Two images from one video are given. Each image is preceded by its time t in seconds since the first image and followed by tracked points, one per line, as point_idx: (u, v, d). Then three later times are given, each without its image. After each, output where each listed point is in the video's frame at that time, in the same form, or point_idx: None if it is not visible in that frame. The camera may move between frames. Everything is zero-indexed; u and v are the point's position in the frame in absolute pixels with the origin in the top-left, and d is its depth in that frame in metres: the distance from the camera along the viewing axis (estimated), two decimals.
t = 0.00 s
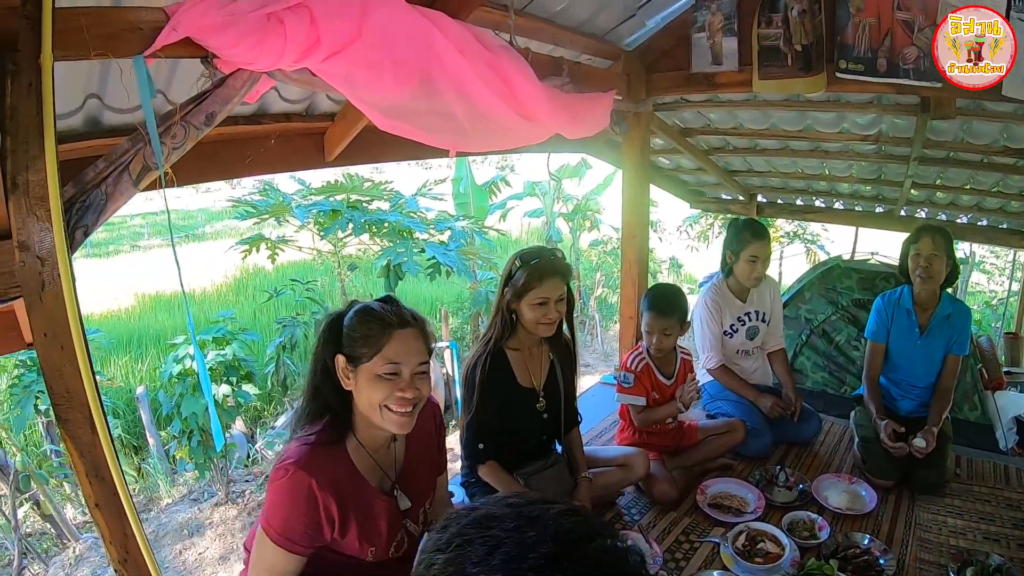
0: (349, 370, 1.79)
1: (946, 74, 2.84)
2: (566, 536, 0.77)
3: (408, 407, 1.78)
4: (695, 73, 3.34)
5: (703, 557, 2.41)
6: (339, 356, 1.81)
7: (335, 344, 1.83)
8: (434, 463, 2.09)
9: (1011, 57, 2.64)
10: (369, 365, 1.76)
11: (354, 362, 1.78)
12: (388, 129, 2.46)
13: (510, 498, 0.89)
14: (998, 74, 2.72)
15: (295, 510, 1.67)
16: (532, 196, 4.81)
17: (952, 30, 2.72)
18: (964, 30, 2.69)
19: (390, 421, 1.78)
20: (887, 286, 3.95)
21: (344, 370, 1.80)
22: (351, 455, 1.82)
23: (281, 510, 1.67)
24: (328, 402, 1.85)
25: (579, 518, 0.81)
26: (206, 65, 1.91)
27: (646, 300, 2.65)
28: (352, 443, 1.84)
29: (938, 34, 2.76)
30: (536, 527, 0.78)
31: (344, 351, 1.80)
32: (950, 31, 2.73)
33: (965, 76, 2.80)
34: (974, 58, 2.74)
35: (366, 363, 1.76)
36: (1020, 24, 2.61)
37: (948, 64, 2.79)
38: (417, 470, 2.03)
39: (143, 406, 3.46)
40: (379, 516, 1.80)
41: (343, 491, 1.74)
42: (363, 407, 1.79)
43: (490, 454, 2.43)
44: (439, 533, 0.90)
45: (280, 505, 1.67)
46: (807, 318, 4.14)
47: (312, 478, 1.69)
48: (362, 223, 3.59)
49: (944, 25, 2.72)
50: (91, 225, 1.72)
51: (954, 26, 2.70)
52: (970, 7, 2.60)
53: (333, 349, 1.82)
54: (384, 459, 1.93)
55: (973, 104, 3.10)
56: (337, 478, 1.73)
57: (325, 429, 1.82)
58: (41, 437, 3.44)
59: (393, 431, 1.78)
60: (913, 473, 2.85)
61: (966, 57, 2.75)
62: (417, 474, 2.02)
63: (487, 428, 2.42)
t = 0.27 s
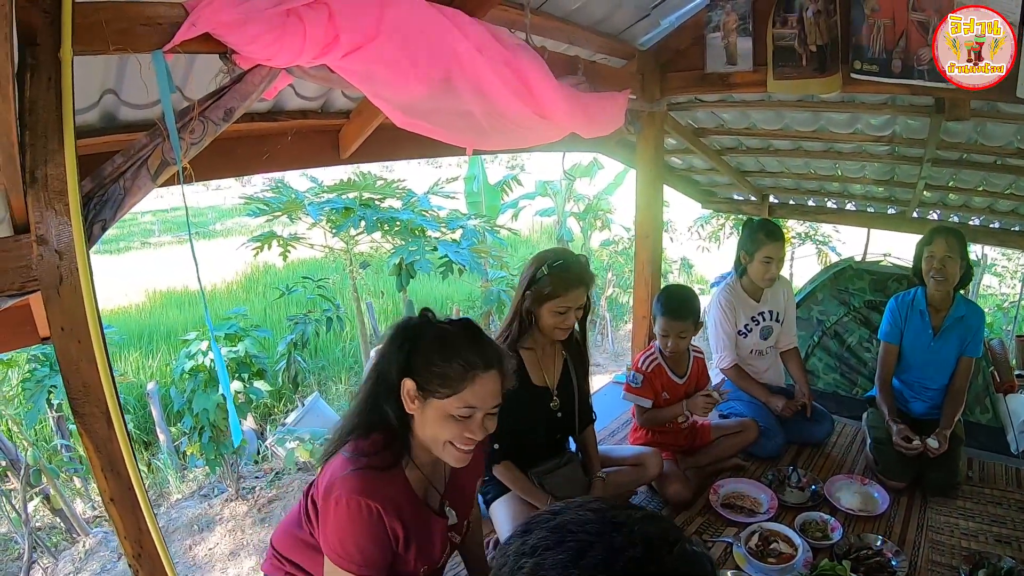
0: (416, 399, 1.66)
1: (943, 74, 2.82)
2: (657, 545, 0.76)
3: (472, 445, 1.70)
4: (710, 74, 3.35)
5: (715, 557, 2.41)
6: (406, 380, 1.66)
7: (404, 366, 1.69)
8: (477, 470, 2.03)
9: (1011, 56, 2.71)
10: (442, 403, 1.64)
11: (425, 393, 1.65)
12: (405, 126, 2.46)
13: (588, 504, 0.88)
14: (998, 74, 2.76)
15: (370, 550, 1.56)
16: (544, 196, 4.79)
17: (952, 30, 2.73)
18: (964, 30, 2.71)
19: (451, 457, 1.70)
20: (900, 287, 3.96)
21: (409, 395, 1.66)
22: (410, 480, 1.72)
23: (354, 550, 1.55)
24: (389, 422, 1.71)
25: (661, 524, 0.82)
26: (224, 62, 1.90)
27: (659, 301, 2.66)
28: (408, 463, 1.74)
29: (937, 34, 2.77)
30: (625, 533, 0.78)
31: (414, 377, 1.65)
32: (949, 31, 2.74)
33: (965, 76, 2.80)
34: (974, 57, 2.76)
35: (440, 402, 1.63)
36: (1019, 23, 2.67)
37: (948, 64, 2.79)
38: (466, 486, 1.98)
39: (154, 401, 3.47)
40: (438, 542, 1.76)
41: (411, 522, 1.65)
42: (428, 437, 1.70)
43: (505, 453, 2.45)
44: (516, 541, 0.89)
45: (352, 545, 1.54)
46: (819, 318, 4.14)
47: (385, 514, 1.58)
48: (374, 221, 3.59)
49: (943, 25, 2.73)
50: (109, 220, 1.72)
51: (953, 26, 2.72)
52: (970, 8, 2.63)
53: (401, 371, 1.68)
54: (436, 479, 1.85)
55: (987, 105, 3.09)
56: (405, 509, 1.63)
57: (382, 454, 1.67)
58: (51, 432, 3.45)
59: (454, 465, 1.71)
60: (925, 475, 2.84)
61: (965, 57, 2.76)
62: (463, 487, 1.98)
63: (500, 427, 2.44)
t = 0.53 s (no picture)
0: (478, 422, 1.65)
1: (944, 75, 2.77)
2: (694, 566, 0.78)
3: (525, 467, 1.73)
4: (724, 72, 3.33)
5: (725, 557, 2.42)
6: (470, 402, 1.65)
7: (471, 387, 1.67)
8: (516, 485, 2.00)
9: (1011, 56, 2.69)
10: (508, 433, 1.63)
11: (489, 419, 1.65)
12: (419, 121, 2.46)
13: (623, 520, 0.88)
14: (998, 73, 2.78)
15: (401, 562, 1.55)
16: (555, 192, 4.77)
17: (952, 30, 2.66)
18: (964, 30, 2.63)
19: (502, 479, 1.73)
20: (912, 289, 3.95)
21: (472, 418, 1.66)
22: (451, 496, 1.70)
23: (384, 562, 1.53)
24: (444, 438, 1.68)
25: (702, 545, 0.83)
26: (240, 54, 1.91)
27: (670, 300, 2.65)
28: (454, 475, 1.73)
29: (938, 34, 2.72)
30: (661, 555, 0.79)
31: (480, 402, 1.64)
32: (949, 31, 2.67)
33: (965, 76, 2.77)
34: (974, 58, 2.71)
35: (507, 432, 1.63)
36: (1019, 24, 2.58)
37: (947, 65, 2.73)
38: (503, 496, 1.99)
39: (162, 393, 3.50)
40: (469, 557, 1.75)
41: (446, 538, 1.63)
42: (485, 460, 1.71)
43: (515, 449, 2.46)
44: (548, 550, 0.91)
45: (384, 559, 1.53)
46: (831, 319, 4.13)
47: (421, 531, 1.56)
48: (385, 215, 3.59)
49: (944, 25, 2.67)
50: (122, 212, 1.72)
51: (954, 26, 2.64)
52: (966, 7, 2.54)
53: (468, 391, 1.67)
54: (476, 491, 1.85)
55: (1002, 107, 3.07)
56: (443, 523, 1.61)
57: (424, 469, 1.64)
58: (60, 422, 3.49)
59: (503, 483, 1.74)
60: (936, 477, 2.83)
61: (965, 57, 2.71)
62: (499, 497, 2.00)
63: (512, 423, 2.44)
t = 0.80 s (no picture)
0: (472, 417, 1.67)
1: (945, 76, 2.76)
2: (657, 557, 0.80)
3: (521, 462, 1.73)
4: (734, 70, 3.32)
5: (729, 555, 2.42)
6: (466, 398, 1.66)
7: (465, 383, 1.69)
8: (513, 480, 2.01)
9: (1010, 56, 2.74)
10: (502, 427, 1.64)
11: (484, 415, 1.66)
12: (427, 116, 2.46)
13: (591, 518, 0.89)
14: (997, 74, 2.81)
15: (400, 558, 1.55)
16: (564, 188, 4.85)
17: (952, 30, 2.68)
18: (963, 30, 2.67)
19: (499, 473, 1.74)
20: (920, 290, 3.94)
21: (466, 414, 1.67)
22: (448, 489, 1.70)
23: (383, 559, 1.53)
24: (439, 430, 1.68)
25: (663, 544, 0.83)
26: (250, 49, 1.92)
27: (677, 298, 2.65)
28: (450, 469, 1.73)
29: (937, 33, 2.73)
30: (624, 558, 0.79)
31: (474, 397, 1.65)
32: (949, 31, 2.69)
33: (965, 77, 2.76)
34: (974, 58, 2.74)
35: (502, 426, 1.64)
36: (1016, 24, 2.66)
37: (948, 65, 2.74)
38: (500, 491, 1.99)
39: (169, 385, 3.49)
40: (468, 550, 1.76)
41: (444, 532, 1.64)
42: (482, 456, 1.71)
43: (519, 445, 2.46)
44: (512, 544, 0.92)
45: (384, 554, 1.53)
46: (838, 318, 4.13)
47: (419, 526, 1.56)
48: (393, 210, 3.60)
49: (944, 25, 2.68)
50: (131, 205, 1.74)
51: (954, 27, 2.67)
52: (966, 7, 2.60)
53: (462, 387, 1.69)
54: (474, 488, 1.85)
55: (1014, 108, 3.06)
56: (441, 516, 1.61)
57: (421, 463, 1.64)
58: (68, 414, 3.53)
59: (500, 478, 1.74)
60: (941, 479, 2.83)
61: (966, 58, 2.75)
62: (498, 493, 2.00)
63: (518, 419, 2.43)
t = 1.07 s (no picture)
0: (451, 395, 1.75)
1: (944, 75, 2.79)
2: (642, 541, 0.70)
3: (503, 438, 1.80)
4: (744, 66, 3.30)
5: (733, 554, 2.41)
6: (442, 375, 1.74)
7: (440, 363, 1.75)
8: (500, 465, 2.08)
9: (1010, 56, 2.74)
10: (480, 402, 1.72)
11: (462, 391, 1.73)
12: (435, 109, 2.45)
13: (568, 499, 0.79)
14: (997, 74, 2.78)
15: (392, 537, 1.62)
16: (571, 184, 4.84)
17: (952, 30, 2.72)
18: (964, 30, 2.70)
19: (480, 449, 1.81)
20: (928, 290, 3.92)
21: (444, 392, 1.75)
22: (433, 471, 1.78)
23: (375, 538, 1.61)
24: (419, 410, 1.78)
25: (648, 529, 0.73)
26: (259, 40, 1.91)
27: (689, 297, 2.64)
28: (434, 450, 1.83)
29: (938, 33, 2.78)
30: (600, 538, 0.70)
31: (451, 374, 1.73)
32: (949, 31, 2.74)
33: (965, 77, 2.76)
34: (974, 58, 2.73)
35: (480, 400, 1.71)
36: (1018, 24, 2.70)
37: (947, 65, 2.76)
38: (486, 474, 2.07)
39: (176, 376, 3.53)
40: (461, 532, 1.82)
41: (431, 510, 1.71)
42: (464, 433, 1.78)
43: (524, 441, 2.45)
44: (485, 527, 0.82)
45: (372, 533, 1.60)
46: (845, 318, 4.11)
47: (407, 504, 1.64)
48: (401, 204, 3.59)
49: (944, 25, 2.73)
50: (139, 195, 1.74)
51: (954, 26, 2.71)
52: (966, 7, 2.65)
53: (437, 367, 1.75)
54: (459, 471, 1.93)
55: None
56: (427, 494, 1.69)
57: (405, 444, 1.74)
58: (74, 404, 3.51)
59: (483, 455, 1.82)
60: (947, 481, 2.82)
61: (966, 58, 2.74)
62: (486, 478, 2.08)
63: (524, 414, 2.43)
